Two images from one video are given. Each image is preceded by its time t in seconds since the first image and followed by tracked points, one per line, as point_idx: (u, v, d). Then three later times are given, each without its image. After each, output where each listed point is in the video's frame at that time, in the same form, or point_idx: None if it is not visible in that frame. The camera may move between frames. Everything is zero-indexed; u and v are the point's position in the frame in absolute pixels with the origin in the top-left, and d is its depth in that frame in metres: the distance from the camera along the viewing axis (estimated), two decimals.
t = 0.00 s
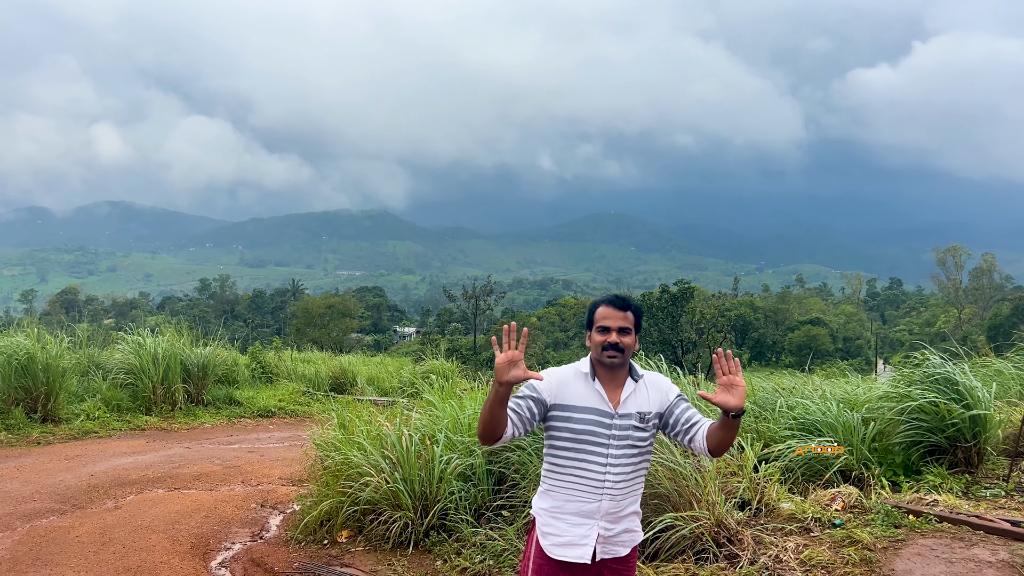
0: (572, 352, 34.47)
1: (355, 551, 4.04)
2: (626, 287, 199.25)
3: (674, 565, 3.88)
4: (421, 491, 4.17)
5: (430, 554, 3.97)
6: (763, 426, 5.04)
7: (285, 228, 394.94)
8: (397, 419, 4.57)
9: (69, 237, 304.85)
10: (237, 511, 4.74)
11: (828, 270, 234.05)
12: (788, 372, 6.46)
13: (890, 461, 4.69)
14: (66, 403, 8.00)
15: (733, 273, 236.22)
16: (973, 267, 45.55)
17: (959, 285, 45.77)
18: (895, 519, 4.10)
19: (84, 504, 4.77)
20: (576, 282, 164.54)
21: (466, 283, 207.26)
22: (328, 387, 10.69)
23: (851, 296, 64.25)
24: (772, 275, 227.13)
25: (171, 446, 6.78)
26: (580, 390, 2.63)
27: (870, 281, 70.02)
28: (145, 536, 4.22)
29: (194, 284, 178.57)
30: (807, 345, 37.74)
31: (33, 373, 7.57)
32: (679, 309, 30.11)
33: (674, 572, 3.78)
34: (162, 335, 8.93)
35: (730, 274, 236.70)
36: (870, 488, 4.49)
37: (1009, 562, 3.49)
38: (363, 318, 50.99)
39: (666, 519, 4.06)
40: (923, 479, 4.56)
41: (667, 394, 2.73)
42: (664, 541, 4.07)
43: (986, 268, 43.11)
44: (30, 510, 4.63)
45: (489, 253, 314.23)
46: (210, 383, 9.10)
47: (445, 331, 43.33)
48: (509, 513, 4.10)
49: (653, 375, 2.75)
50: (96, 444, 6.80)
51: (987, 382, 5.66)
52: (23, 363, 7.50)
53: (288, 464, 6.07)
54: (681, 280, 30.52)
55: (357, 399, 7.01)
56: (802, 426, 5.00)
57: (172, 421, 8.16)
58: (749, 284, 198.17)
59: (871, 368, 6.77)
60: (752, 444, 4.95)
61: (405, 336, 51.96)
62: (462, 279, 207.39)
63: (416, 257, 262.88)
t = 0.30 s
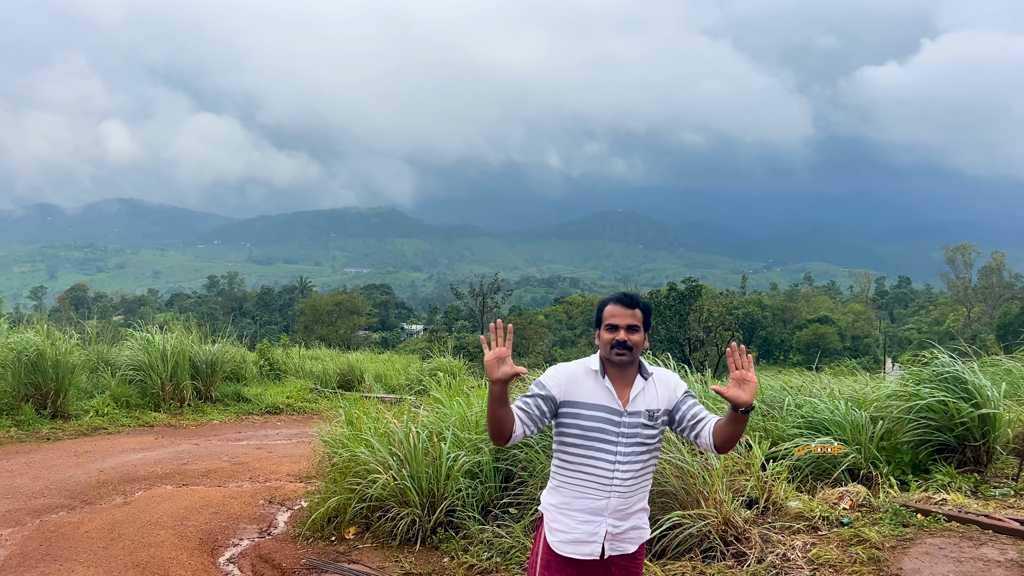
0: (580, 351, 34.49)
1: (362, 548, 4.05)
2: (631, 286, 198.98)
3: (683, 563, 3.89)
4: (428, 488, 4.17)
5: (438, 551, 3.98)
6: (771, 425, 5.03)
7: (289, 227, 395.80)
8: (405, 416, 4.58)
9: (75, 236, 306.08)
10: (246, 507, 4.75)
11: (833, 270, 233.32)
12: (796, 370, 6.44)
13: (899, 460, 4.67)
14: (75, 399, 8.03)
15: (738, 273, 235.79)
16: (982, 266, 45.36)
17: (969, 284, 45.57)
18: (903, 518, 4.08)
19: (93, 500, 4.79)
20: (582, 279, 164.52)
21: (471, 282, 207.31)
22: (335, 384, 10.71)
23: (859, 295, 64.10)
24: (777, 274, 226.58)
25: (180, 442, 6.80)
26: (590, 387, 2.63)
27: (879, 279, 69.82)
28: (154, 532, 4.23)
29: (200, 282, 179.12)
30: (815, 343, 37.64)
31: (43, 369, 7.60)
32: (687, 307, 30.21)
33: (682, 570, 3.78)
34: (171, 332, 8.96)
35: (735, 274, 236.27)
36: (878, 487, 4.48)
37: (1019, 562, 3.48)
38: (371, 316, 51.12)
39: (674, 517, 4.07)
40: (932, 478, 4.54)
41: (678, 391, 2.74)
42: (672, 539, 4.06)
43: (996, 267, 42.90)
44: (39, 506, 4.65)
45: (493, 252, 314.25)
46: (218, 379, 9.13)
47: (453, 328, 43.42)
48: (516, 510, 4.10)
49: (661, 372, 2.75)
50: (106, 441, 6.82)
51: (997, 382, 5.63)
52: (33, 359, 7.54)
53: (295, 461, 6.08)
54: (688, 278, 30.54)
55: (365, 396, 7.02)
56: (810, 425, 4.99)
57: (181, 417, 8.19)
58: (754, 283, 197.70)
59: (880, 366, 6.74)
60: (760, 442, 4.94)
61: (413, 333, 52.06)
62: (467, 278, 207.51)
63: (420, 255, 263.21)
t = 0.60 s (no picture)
0: (592, 348, 34.45)
1: (374, 542, 4.07)
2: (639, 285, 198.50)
3: (694, 560, 3.88)
4: (440, 484, 4.18)
5: (449, 547, 3.99)
6: (783, 422, 5.01)
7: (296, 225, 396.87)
8: (417, 411, 4.59)
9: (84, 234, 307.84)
10: (258, 501, 4.78)
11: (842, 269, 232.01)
12: (809, 368, 6.43)
13: (911, 458, 4.67)
14: (90, 393, 8.07)
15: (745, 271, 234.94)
16: (998, 263, 44.98)
17: (984, 282, 45.21)
18: (917, 516, 4.07)
19: (107, 494, 4.82)
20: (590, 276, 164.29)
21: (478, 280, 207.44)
22: (348, 379, 10.77)
23: (873, 292, 63.79)
24: (785, 273, 225.62)
25: (193, 437, 6.83)
26: (599, 383, 2.64)
27: (893, 277, 69.41)
28: (168, 526, 4.26)
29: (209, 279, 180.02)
30: (828, 340, 37.50)
31: (57, 363, 7.64)
32: (700, 304, 30.17)
33: (693, 567, 3.78)
34: (185, 327, 9.02)
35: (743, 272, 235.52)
36: (891, 485, 4.46)
37: None
38: (382, 312, 51.25)
39: (685, 514, 4.06)
40: (945, 476, 4.52)
41: (690, 391, 2.70)
42: (684, 535, 4.07)
43: (1012, 264, 42.52)
44: (54, 499, 4.68)
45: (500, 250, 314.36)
46: (231, 374, 9.18)
47: (464, 325, 43.49)
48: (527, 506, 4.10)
49: (677, 370, 2.71)
50: (120, 435, 6.87)
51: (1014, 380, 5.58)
52: (48, 353, 7.58)
53: (308, 456, 6.10)
54: (701, 274, 30.51)
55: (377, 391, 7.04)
56: (823, 422, 4.97)
57: (194, 412, 8.24)
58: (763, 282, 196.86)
59: (894, 364, 6.71)
60: (771, 439, 4.93)
61: (424, 329, 52.14)
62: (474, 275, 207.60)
63: (428, 253, 263.62)
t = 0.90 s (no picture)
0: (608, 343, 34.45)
1: (390, 535, 4.09)
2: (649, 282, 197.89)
3: (710, 555, 3.88)
4: (456, 477, 4.19)
5: (465, 540, 4.00)
6: (800, 417, 4.96)
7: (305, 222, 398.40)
8: (433, 404, 4.60)
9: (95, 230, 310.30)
10: (275, 493, 4.80)
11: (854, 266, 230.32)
12: (826, 363, 6.38)
13: (930, 455, 4.64)
14: (111, 385, 8.14)
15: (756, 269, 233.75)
16: (1020, 259, 44.44)
17: (1005, 278, 44.70)
18: (934, 513, 4.04)
19: (127, 485, 4.86)
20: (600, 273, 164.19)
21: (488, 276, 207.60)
22: (365, 372, 10.82)
23: (892, 288, 63.26)
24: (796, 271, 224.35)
25: (211, 429, 6.87)
26: (601, 379, 2.65)
27: (912, 273, 68.82)
28: (186, 517, 4.29)
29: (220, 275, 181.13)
30: (846, 336, 37.23)
31: (78, 355, 7.71)
32: (717, 299, 30.09)
33: (709, 563, 3.78)
34: (203, 321, 9.08)
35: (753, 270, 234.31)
36: (909, 482, 4.44)
37: None
38: (399, 306, 51.41)
39: (701, 510, 4.04)
40: (964, 473, 4.49)
41: (693, 387, 2.62)
42: (699, 531, 4.06)
43: None
44: (75, 489, 4.73)
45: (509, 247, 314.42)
46: (249, 367, 9.24)
47: (480, 319, 43.56)
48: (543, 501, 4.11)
49: (682, 367, 2.62)
50: (140, 427, 6.92)
51: None
52: (69, 345, 7.66)
53: (325, 449, 6.13)
54: (718, 270, 30.45)
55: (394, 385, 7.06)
56: (841, 419, 4.94)
57: (212, 404, 8.30)
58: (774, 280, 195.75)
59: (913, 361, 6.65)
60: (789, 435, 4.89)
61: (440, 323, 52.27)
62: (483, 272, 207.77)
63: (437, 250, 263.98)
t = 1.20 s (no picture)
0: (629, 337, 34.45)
1: (411, 527, 4.13)
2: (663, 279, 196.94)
3: (733, 550, 3.86)
4: (477, 469, 4.21)
5: (486, 532, 4.02)
6: (824, 413, 4.91)
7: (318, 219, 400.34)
8: (455, 398, 4.63)
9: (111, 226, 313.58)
10: (298, 484, 4.86)
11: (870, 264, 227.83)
12: (849, 359, 6.31)
13: (955, 452, 4.59)
14: (136, 375, 8.25)
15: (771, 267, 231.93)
16: None
17: None
18: (960, 510, 4.00)
19: (152, 474, 4.93)
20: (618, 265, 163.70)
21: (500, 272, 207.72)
22: (386, 364, 10.89)
23: (917, 283, 62.57)
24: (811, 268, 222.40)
25: (235, 420, 6.93)
26: (592, 372, 2.69)
27: (938, 268, 68.01)
28: (211, 507, 4.36)
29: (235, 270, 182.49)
30: (870, 331, 36.87)
31: (105, 345, 7.81)
32: (739, 293, 30.50)
33: (731, 558, 3.76)
34: (228, 312, 9.16)
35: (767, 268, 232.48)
36: (934, 479, 4.40)
37: None
38: (420, 298, 51.58)
39: (723, 504, 4.02)
40: (990, 470, 4.43)
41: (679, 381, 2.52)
42: (721, 526, 4.05)
43: None
44: (102, 478, 4.81)
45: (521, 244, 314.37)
46: (273, 359, 9.31)
47: (501, 313, 43.63)
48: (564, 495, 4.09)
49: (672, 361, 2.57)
50: (165, 417, 7.00)
51: None
52: (96, 336, 7.76)
53: (347, 440, 6.17)
54: (740, 264, 30.81)
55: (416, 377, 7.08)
56: (864, 414, 4.90)
57: (236, 395, 8.39)
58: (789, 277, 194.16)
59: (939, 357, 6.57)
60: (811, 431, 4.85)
61: (461, 317, 52.39)
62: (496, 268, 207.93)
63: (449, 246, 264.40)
